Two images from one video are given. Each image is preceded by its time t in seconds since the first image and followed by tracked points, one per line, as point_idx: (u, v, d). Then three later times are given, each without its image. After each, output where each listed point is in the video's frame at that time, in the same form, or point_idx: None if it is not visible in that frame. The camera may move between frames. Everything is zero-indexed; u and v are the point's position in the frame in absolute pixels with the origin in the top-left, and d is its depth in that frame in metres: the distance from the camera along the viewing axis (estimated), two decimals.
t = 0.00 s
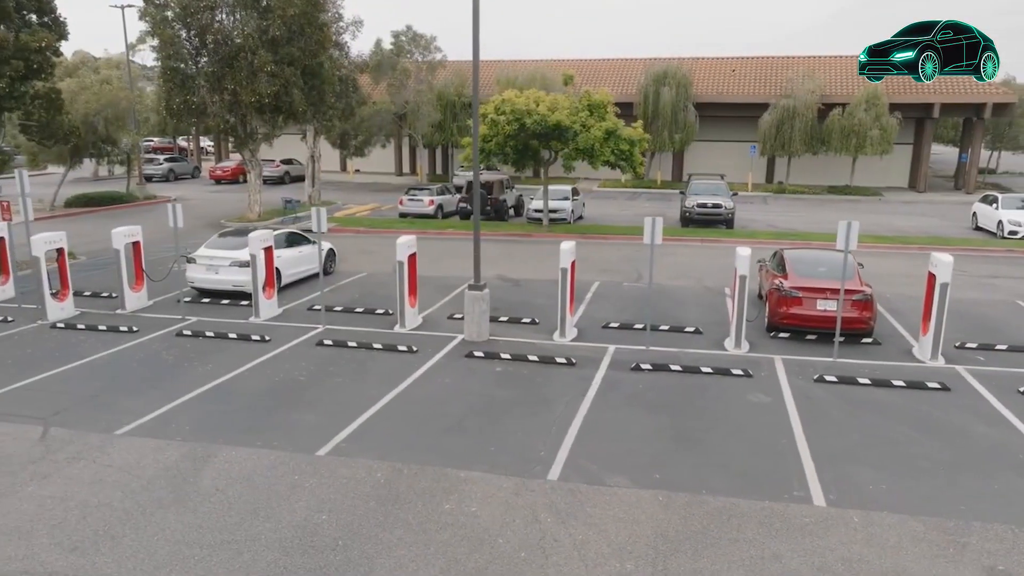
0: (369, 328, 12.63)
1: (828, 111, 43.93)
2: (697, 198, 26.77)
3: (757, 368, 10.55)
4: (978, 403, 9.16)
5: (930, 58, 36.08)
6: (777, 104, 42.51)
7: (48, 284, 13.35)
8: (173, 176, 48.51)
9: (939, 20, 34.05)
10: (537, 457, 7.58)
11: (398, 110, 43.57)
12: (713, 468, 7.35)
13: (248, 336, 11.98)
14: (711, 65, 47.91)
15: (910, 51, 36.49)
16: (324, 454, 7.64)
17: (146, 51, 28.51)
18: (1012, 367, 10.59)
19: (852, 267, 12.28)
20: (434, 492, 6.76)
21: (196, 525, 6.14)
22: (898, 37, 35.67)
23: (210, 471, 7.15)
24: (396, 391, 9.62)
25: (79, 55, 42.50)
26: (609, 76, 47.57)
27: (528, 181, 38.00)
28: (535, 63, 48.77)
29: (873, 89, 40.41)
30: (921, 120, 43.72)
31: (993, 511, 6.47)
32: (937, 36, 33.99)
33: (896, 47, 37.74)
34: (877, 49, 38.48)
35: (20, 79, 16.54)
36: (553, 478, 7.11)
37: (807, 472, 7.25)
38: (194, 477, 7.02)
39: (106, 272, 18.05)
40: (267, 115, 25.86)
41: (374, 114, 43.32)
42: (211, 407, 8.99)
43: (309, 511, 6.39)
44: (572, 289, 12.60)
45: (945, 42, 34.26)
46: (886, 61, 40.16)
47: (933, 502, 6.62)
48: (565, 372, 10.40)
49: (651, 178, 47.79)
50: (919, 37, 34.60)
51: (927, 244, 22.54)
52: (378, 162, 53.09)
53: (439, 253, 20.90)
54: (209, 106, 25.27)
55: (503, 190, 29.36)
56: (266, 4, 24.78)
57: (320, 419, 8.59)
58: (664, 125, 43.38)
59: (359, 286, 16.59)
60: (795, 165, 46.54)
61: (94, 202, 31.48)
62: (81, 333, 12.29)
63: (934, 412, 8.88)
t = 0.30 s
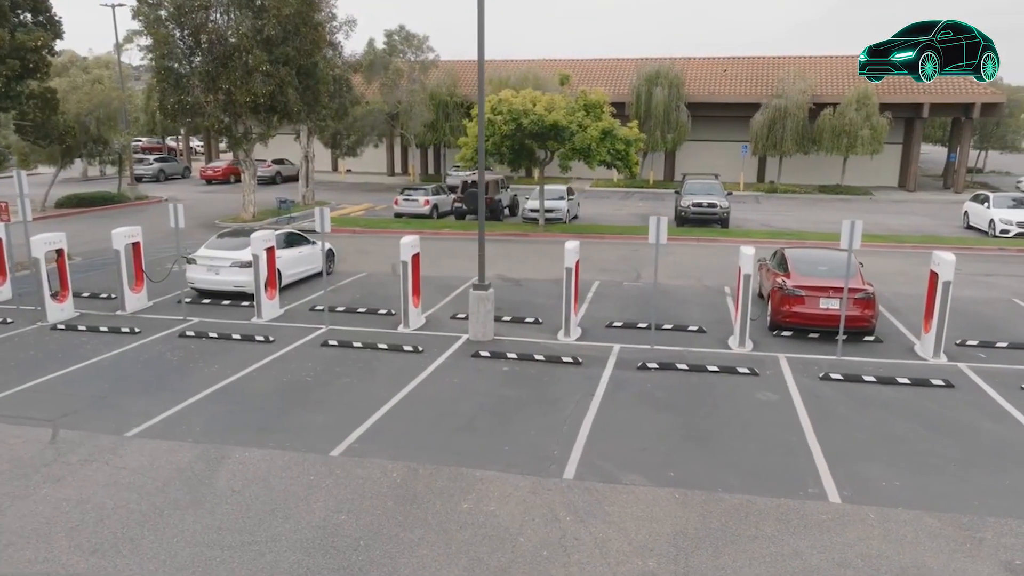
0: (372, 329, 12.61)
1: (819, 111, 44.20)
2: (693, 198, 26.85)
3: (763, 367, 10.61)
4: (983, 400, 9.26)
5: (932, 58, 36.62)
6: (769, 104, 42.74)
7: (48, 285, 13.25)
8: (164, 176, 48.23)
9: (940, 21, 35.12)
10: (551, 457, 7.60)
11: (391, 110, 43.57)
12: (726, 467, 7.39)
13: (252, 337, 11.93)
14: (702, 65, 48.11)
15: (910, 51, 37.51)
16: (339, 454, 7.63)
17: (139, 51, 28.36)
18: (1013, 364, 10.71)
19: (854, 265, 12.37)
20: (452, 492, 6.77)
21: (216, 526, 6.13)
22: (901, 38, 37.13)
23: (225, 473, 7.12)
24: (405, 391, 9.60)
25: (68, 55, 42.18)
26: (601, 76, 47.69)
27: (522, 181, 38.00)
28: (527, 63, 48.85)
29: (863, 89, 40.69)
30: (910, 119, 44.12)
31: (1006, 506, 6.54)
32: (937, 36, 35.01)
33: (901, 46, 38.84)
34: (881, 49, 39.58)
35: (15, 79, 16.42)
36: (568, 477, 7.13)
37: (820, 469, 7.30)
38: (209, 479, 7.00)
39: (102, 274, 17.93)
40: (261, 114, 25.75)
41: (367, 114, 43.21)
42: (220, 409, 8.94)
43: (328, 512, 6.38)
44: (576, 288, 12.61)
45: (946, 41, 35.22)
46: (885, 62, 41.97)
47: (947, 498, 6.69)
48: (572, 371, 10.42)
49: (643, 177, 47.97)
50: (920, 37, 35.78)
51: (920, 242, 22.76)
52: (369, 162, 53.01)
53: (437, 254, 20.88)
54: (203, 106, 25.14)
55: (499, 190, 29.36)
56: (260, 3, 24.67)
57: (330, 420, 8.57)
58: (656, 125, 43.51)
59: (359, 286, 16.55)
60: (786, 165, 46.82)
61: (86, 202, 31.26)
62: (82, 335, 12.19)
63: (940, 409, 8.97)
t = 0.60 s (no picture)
0: (376, 329, 12.59)
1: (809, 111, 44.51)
2: (687, 197, 27.00)
3: (768, 365, 10.69)
4: (987, 396, 9.37)
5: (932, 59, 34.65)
6: (759, 104, 43.00)
7: (47, 287, 13.14)
8: (152, 176, 47.87)
9: (940, 21, 33.32)
10: (566, 456, 7.62)
11: (382, 110, 43.46)
12: (741, 465, 7.44)
13: (256, 338, 11.88)
14: (693, 65, 48.30)
15: (912, 53, 35.81)
16: (354, 454, 7.63)
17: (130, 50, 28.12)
18: (1014, 360, 10.84)
19: (855, 264, 12.47)
20: (471, 492, 6.77)
21: (236, 528, 6.10)
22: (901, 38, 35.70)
23: (241, 474, 7.10)
24: (414, 391, 9.59)
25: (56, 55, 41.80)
26: (593, 76, 47.78)
27: (515, 181, 38.02)
28: (519, 63, 48.88)
29: (852, 89, 40.98)
30: (899, 119, 44.49)
31: (1019, 501, 6.63)
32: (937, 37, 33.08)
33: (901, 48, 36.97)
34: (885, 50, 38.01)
35: (10, 78, 16.27)
36: (585, 475, 7.16)
37: (833, 466, 7.37)
38: (226, 480, 6.97)
39: (98, 275, 17.78)
40: (255, 114, 25.59)
41: (358, 114, 43.12)
42: (229, 410, 8.90)
43: (350, 512, 6.38)
44: (580, 287, 12.64)
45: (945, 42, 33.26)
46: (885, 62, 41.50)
47: (961, 494, 6.76)
48: (580, 370, 10.44)
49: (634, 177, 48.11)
50: (919, 37, 34.06)
51: (913, 241, 22.95)
52: (360, 162, 52.86)
53: (434, 253, 20.84)
54: (196, 105, 24.98)
55: (493, 190, 29.36)
56: (254, 2, 24.51)
57: (342, 421, 8.55)
58: (647, 125, 43.64)
59: (358, 286, 16.52)
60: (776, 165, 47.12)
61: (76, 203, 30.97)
62: (83, 336, 12.09)
63: (947, 405, 9.08)
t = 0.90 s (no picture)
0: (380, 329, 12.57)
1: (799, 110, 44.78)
2: (682, 197, 27.11)
3: (773, 363, 10.75)
4: (991, 394, 9.48)
5: (932, 58, 32.15)
6: (750, 104, 43.22)
7: (46, 288, 13.03)
8: (141, 176, 47.51)
9: (941, 20, 30.69)
10: (580, 455, 7.64)
11: (374, 110, 43.32)
12: (754, 463, 7.48)
13: (259, 338, 11.83)
14: (684, 64, 48.49)
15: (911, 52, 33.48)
16: (367, 455, 7.61)
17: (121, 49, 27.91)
18: (1015, 358, 10.95)
19: (855, 263, 12.57)
20: (488, 491, 6.78)
21: (255, 530, 6.08)
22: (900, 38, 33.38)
23: (256, 475, 7.08)
24: (422, 392, 9.58)
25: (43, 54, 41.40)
26: (584, 76, 47.87)
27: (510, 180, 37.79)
28: (510, 62, 48.88)
29: (842, 89, 41.26)
30: (888, 119, 44.85)
31: None
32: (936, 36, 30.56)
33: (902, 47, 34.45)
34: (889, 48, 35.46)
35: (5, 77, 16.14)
36: (600, 474, 7.19)
37: (846, 464, 7.43)
38: (241, 482, 6.94)
39: (94, 276, 17.65)
40: (249, 114, 25.46)
41: (349, 114, 42.98)
42: (238, 411, 8.85)
43: (369, 513, 6.38)
44: (584, 287, 12.66)
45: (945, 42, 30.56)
46: (886, 58, 40.07)
47: (973, 490, 6.84)
48: (587, 370, 10.47)
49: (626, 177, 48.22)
50: (919, 37, 31.53)
51: (906, 240, 23.14)
52: (351, 162, 52.71)
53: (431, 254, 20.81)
54: (189, 105, 24.82)
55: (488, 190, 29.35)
56: (248, 2, 24.40)
57: (353, 422, 8.53)
58: (639, 125, 43.74)
59: (358, 286, 16.47)
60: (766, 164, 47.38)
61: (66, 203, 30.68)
62: (84, 338, 12.00)
63: (952, 403, 9.17)
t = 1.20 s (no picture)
0: (384, 330, 12.54)
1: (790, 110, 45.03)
2: (677, 196, 27.21)
3: (778, 361, 10.82)
4: (995, 391, 9.57)
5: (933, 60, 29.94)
6: (742, 104, 43.41)
7: (46, 289, 12.91)
8: (130, 176, 47.16)
9: (941, 19, 28.63)
10: (594, 455, 7.66)
11: (366, 109, 43.16)
12: (767, 461, 7.53)
13: (263, 339, 11.78)
14: (675, 64, 48.66)
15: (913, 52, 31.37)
16: (382, 456, 7.61)
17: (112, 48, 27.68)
18: (1016, 355, 11.08)
19: (857, 262, 12.65)
20: (504, 490, 6.79)
21: (275, 532, 6.07)
22: (903, 36, 31.09)
23: (271, 477, 7.05)
24: (431, 393, 9.56)
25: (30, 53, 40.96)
26: (576, 75, 47.93)
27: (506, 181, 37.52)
28: (502, 62, 48.88)
29: (833, 88, 41.49)
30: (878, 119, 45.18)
31: None
32: (935, 37, 28.44)
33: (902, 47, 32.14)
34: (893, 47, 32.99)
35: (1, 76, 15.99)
36: (616, 473, 7.21)
37: (858, 462, 7.50)
38: (257, 484, 6.91)
39: (90, 277, 17.52)
40: (243, 114, 25.30)
41: (341, 114, 42.81)
42: (247, 413, 8.82)
43: (388, 514, 6.37)
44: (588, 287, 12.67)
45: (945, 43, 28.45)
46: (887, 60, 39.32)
47: (985, 487, 6.91)
48: (594, 369, 10.50)
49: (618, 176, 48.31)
50: (919, 37, 29.53)
51: (900, 239, 23.31)
52: (343, 162, 52.57)
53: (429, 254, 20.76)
54: (183, 104, 24.65)
55: (483, 190, 29.34)
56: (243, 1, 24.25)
57: (365, 423, 8.51)
58: (631, 124, 43.84)
59: (358, 286, 16.41)
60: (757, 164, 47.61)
61: (56, 204, 30.44)
62: (85, 339, 11.91)
63: (957, 400, 9.26)
